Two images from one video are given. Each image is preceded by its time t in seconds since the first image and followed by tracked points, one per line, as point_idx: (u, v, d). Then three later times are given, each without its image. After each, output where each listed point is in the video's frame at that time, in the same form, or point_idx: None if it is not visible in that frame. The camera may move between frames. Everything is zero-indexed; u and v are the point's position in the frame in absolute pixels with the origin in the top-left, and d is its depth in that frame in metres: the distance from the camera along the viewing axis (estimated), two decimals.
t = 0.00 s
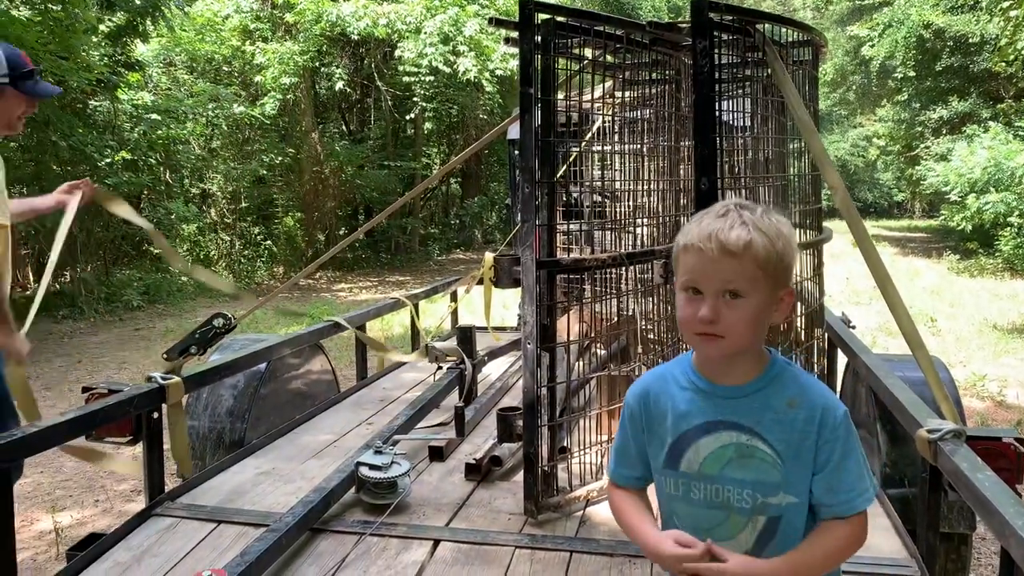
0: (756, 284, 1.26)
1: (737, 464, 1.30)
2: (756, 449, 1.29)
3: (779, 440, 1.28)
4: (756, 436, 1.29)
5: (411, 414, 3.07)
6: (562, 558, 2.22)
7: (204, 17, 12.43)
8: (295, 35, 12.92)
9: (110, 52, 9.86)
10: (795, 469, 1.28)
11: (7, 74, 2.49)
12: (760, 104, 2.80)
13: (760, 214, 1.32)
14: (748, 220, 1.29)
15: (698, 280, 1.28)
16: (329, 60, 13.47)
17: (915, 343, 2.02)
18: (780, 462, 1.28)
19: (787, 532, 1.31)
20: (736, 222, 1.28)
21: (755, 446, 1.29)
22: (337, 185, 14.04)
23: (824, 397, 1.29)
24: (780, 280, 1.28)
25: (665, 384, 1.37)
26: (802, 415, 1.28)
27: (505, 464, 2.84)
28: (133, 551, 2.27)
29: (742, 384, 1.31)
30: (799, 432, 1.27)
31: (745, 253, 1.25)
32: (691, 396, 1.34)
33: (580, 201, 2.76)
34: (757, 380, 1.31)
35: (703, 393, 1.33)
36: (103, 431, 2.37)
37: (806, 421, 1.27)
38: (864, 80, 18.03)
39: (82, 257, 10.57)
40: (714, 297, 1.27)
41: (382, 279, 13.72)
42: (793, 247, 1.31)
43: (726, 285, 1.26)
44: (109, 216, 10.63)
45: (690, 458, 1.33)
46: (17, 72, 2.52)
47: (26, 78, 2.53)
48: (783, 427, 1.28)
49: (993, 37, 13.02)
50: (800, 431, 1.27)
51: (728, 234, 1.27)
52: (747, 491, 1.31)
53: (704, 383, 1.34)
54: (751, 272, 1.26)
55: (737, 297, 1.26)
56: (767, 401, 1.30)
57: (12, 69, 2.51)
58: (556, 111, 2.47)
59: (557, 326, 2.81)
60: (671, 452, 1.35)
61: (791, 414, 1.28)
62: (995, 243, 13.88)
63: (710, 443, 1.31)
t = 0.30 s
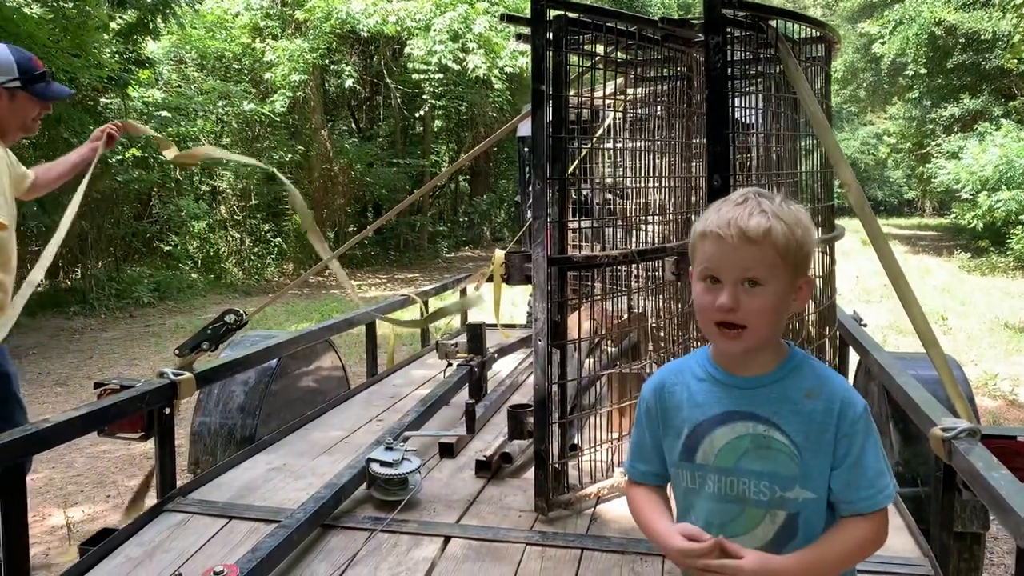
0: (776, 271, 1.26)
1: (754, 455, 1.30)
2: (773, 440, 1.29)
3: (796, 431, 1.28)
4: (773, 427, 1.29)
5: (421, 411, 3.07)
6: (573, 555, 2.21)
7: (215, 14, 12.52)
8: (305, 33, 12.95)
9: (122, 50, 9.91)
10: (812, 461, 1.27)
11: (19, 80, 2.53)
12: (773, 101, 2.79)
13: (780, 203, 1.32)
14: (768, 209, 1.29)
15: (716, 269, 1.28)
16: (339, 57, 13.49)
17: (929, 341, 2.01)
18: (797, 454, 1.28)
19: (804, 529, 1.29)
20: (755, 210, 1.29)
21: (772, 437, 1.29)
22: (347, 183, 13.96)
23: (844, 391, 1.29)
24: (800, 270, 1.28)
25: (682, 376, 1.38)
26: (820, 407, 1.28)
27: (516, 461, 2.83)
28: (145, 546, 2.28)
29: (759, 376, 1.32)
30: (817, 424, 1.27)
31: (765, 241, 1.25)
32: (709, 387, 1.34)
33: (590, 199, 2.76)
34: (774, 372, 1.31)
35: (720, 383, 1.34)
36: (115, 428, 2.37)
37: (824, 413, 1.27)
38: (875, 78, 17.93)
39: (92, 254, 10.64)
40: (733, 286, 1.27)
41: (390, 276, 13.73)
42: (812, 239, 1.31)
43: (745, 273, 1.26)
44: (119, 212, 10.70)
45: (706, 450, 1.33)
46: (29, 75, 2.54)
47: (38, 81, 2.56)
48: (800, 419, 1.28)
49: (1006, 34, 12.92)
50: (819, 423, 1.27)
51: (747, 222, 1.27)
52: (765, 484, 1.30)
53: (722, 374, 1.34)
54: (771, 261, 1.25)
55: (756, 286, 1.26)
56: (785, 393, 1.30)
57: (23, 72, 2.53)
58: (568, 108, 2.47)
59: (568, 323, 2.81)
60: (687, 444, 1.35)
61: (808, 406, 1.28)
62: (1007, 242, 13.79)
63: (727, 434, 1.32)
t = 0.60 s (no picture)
0: (812, 264, 1.27)
1: (782, 448, 1.30)
2: (803, 433, 1.29)
3: (826, 425, 1.28)
4: (804, 420, 1.29)
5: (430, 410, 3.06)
6: (584, 555, 2.20)
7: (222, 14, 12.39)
8: (313, 32, 12.97)
9: (131, 49, 9.94)
10: (842, 456, 1.27)
11: None
12: (784, 100, 2.77)
13: (815, 198, 1.33)
14: (804, 202, 1.31)
15: (752, 260, 1.29)
16: (347, 57, 13.50)
17: (943, 340, 1.99)
18: (827, 449, 1.28)
19: (831, 524, 1.29)
20: (791, 204, 1.30)
21: (802, 430, 1.29)
22: (355, 182, 14.15)
23: (875, 386, 1.29)
24: (834, 265, 1.30)
25: (710, 369, 1.38)
26: (851, 401, 1.28)
27: (525, 461, 2.83)
28: (155, 545, 2.28)
29: (789, 369, 1.32)
30: (848, 419, 1.27)
31: (802, 233, 1.27)
32: (737, 380, 1.35)
33: (600, 198, 2.75)
34: (803, 366, 1.32)
35: (749, 377, 1.34)
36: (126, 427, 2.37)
37: (854, 407, 1.28)
38: (885, 77, 17.85)
39: (101, 253, 10.69)
40: (767, 279, 1.28)
41: (398, 276, 13.75)
42: (846, 234, 1.33)
43: (781, 264, 1.27)
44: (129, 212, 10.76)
45: (734, 443, 1.33)
46: None
47: None
48: (831, 413, 1.28)
49: (1017, 32, 12.84)
50: (849, 417, 1.27)
51: (784, 214, 1.29)
52: (794, 478, 1.30)
53: (751, 367, 1.35)
54: (807, 254, 1.27)
55: (791, 279, 1.27)
56: (814, 386, 1.30)
57: None
58: (578, 107, 2.46)
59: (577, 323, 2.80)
60: (715, 437, 1.34)
61: (839, 400, 1.28)
62: (1017, 241, 13.71)
63: (756, 427, 1.31)
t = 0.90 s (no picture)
0: (840, 262, 1.28)
1: (803, 446, 1.30)
2: (824, 430, 1.30)
3: (847, 423, 1.29)
4: (824, 418, 1.30)
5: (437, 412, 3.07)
6: (592, 558, 2.20)
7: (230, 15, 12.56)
8: (320, 33, 13.01)
9: (139, 51, 10.00)
10: (862, 454, 1.29)
11: None
12: (791, 99, 2.76)
13: (840, 199, 1.35)
14: (831, 202, 1.32)
15: (779, 256, 1.30)
16: (354, 58, 13.57)
17: (953, 341, 1.99)
18: (848, 447, 1.29)
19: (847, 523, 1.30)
20: (818, 202, 1.31)
21: (824, 427, 1.29)
22: (362, 184, 14.06)
23: (892, 388, 1.31)
24: (858, 265, 1.31)
25: (729, 368, 1.38)
26: (870, 401, 1.30)
27: (533, 462, 2.82)
28: (164, 547, 2.29)
29: (809, 368, 1.33)
30: (868, 417, 1.29)
31: (831, 231, 1.28)
32: (758, 378, 1.35)
33: (607, 198, 2.75)
34: (823, 366, 1.33)
35: (770, 374, 1.35)
36: (133, 430, 2.37)
37: (874, 406, 1.30)
38: (892, 76, 17.79)
39: (109, 254, 10.76)
40: (795, 276, 1.29)
41: (404, 277, 13.78)
42: (869, 236, 1.35)
43: (809, 261, 1.28)
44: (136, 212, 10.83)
45: (754, 440, 1.32)
46: None
47: None
48: (851, 411, 1.29)
49: None
50: (868, 417, 1.29)
51: (812, 212, 1.30)
52: (814, 475, 1.30)
53: (772, 366, 1.35)
54: (835, 253, 1.28)
55: (818, 277, 1.28)
56: (835, 385, 1.31)
57: None
58: (586, 107, 2.46)
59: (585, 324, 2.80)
60: (734, 434, 1.34)
61: (859, 399, 1.30)
62: None
63: (777, 424, 1.31)
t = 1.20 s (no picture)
0: (849, 261, 1.28)
1: (812, 444, 1.30)
2: (832, 429, 1.30)
3: (855, 422, 1.29)
4: (833, 416, 1.30)
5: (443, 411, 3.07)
6: (598, 557, 2.20)
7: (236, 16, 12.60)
8: (324, 34, 13.05)
9: (143, 52, 10.01)
10: (870, 454, 1.29)
11: None
12: (796, 98, 2.76)
13: (849, 197, 1.35)
14: (841, 200, 1.32)
15: (789, 254, 1.30)
16: (358, 59, 13.62)
17: (960, 340, 1.98)
18: (856, 446, 1.29)
19: (855, 523, 1.30)
20: (828, 200, 1.31)
21: (832, 426, 1.30)
22: (365, 184, 14.19)
23: (899, 386, 1.32)
24: (868, 265, 1.31)
25: (737, 366, 1.38)
26: (878, 400, 1.30)
27: (539, 462, 2.83)
28: (171, 546, 2.29)
29: (818, 367, 1.33)
30: (876, 416, 1.29)
31: (841, 230, 1.28)
32: (767, 376, 1.35)
33: (612, 198, 2.75)
34: (832, 365, 1.33)
35: (779, 373, 1.35)
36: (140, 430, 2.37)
37: (881, 405, 1.30)
38: (897, 74, 17.74)
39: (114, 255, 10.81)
40: (805, 274, 1.29)
41: (409, 277, 13.81)
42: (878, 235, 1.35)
43: (820, 260, 1.28)
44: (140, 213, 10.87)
45: (763, 438, 1.32)
46: None
47: None
48: (860, 410, 1.30)
49: None
50: (876, 416, 1.30)
51: (823, 210, 1.30)
52: (822, 474, 1.30)
53: (781, 365, 1.35)
54: (845, 251, 1.28)
55: (828, 275, 1.28)
56: (843, 384, 1.32)
57: None
58: (590, 107, 2.46)
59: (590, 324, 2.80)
60: (744, 433, 1.34)
61: (866, 398, 1.30)
62: None
63: (786, 423, 1.31)
